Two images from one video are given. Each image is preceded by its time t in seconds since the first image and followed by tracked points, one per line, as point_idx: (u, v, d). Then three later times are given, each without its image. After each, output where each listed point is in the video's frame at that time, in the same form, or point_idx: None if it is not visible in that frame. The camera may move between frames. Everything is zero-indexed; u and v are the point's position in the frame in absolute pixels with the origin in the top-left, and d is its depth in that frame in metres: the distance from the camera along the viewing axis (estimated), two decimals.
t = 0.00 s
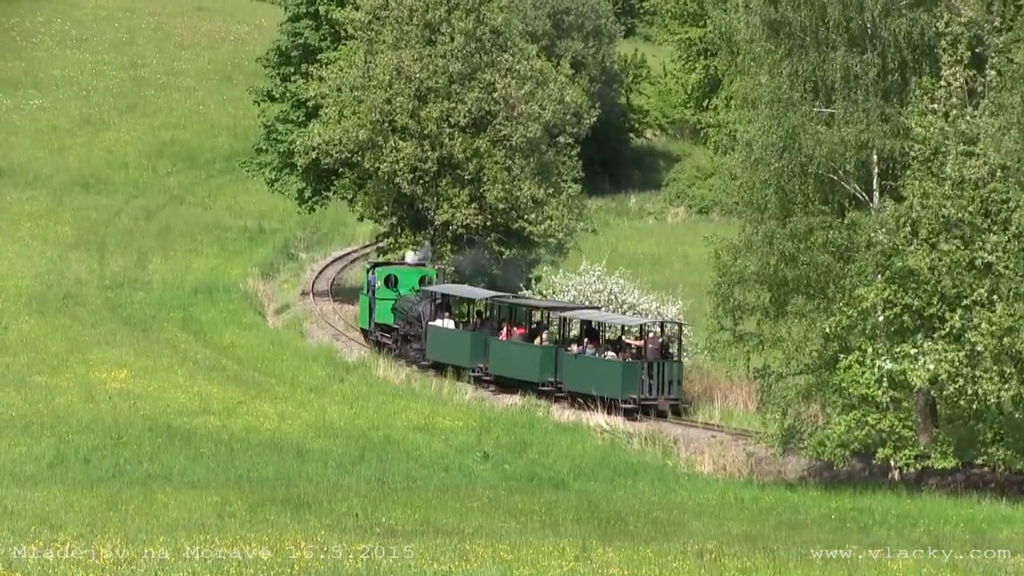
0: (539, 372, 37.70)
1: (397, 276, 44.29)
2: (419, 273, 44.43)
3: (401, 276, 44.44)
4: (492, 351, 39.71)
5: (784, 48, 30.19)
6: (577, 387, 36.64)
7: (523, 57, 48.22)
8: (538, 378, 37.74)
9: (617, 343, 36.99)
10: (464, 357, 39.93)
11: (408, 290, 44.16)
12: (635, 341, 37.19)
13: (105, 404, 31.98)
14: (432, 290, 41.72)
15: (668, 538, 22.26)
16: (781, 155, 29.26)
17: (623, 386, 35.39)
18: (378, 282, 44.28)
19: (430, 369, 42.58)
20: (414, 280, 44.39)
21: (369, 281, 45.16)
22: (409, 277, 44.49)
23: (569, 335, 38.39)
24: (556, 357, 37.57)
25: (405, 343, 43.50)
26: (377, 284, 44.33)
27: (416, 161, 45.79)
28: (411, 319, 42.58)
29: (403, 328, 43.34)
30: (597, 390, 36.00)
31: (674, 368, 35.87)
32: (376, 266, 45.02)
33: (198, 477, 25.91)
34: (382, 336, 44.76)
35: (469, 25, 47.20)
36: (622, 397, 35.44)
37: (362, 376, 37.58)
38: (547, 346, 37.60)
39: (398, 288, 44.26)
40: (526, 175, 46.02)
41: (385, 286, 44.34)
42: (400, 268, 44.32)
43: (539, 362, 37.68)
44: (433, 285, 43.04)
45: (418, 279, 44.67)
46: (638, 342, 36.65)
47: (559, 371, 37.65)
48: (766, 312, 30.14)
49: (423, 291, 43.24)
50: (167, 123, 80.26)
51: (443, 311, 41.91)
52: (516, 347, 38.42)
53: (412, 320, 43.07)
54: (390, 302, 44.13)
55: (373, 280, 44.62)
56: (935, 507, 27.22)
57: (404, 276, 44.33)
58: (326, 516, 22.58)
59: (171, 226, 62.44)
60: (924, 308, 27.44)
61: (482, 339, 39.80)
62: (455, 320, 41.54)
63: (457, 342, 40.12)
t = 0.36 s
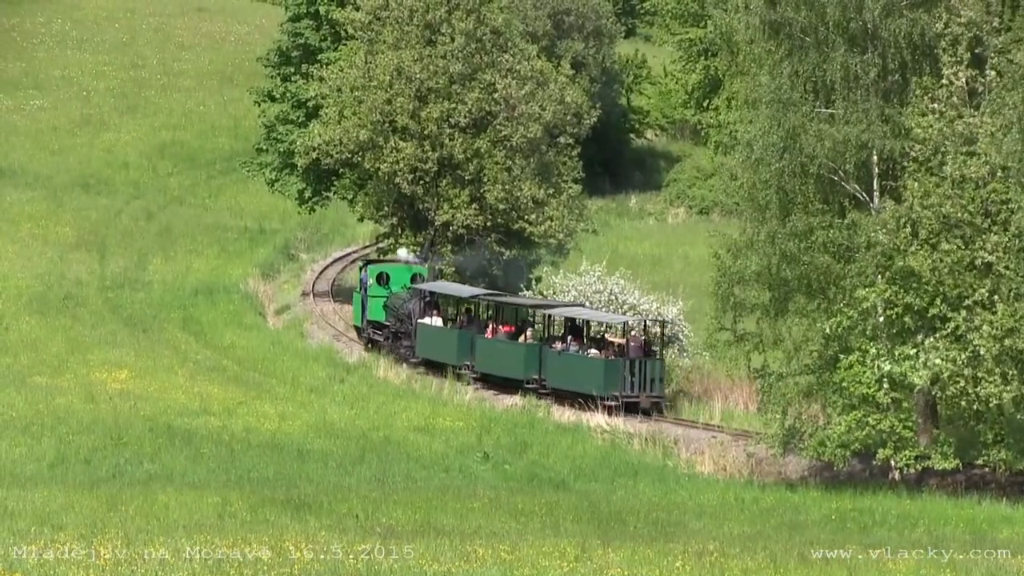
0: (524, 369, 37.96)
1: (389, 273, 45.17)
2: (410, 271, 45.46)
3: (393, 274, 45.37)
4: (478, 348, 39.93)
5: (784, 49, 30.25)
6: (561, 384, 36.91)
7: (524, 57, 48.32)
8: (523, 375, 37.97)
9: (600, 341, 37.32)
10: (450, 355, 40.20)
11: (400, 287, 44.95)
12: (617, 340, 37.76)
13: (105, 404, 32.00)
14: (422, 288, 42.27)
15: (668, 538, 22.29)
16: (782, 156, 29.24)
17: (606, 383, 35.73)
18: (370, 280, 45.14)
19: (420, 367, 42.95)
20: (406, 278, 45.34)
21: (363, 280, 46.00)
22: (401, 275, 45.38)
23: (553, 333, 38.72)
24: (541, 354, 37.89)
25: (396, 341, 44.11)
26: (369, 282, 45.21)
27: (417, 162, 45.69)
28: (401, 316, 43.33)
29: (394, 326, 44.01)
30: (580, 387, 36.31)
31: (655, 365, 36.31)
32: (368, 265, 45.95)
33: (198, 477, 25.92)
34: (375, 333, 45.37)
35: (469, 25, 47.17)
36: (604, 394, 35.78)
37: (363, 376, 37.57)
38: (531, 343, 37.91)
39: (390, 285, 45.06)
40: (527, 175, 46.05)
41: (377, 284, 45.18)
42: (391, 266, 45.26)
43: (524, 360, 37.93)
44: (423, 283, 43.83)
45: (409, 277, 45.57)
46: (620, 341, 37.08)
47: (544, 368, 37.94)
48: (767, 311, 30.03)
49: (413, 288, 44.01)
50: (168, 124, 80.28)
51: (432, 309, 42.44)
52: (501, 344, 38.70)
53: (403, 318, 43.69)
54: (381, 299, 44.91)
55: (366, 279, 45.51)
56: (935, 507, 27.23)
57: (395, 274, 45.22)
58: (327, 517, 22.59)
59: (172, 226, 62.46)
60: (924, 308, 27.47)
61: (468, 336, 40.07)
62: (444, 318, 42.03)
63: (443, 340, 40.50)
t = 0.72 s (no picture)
0: (510, 367, 38.44)
1: (381, 271, 44.97)
2: (403, 268, 45.16)
3: (385, 271, 45.13)
4: (466, 346, 40.14)
5: (784, 49, 30.25)
6: (546, 381, 37.49)
7: (524, 58, 48.43)
8: (508, 372, 38.46)
9: (584, 338, 37.85)
10: (438, 352, 40.50)
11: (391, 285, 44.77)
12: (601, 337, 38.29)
13: (105, 404, 32.01)
14: (412, 286, 42.09)
15: (669, 539, 22.30)
16: (783, 156, 29.32)
17: (588, 380, 36.22)
18: (362, 278, 45.06)
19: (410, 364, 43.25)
20: (398, 275, 45.08)
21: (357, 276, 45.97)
22: (393, 272, 45.10)
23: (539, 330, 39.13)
24: (526, 352, 38.31)
25: (388, 337, 44.28)
26: (362, 280, 45.14)
27: (417, 162, 45.63)
28: (392, 315, 43.20)
29: (385, 323, 44.10)
30: (564, 384, 36.83)
31: (638, 362, 36.67)
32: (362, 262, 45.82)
33: (199, 477, 25.93)
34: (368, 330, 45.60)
35: (470, 26, 47.13)
36: (587, 390, 36.29)
37: (363, 377, 37.56)
38: (517, 341, 38.43)
39: (381, 283, 44.92)
40: (528, 176, 46.07)
41: (370, 281, 45.09)
42: (383, 263, 45.01)
43: (509, 357, 38.43)
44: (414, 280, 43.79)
45: (402, 274, 45.30)
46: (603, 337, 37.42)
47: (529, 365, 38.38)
48: (767, 309, 29.94)
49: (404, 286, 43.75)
50: (169, 124, 80.30)
51: (422, 306, 42.35)
52: (488, 342, 39.09)
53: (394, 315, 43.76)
54: (373, 297, 44.88)
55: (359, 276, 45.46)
56: (936, 508, 27.22)
57: (387, 272, 44.98)
58: (327, 517, 22.58)
59: (173, 226, 62.48)
60: (925, 308, 27.47)
61: (457, 334, 40.23)
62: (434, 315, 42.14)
63: (432, 337, 40.75)
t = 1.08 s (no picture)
0: (495, 363, 38.70)
1: (372, 268, 45.66)
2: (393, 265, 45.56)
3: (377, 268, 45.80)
4: (453, 342, 40.41)
5: (783, 49, 30.25)
6: (530, 376, 37.77)
7: (524, 57, 48.44)
8: (493, 369, 38.69)
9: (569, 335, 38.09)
10: (426, 348, 40.80)
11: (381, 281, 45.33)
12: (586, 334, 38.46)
13: (105, 404, 31.97)
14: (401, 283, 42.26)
15: (669, 539, 22.27)
16: (782, 156, 29.31)
17: (571, 375, 36.57)
18: (354, 275, 45.82)
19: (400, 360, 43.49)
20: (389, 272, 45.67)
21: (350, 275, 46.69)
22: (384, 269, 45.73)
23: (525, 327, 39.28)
24: (511, 348, 38.57)
25: (379, 334, 44.42)
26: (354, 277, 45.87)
27: (417, 162, 45.60)
28: (383, 311, 43.48)
29: (375, 320, 44.29)
30: (547, 380, 37.19)
31: (620, 359, 37.12)
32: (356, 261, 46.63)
33: (199, 477, 25.91)
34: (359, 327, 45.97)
35: (469, 25, 47.10)
36: (570, 386, 36.63)
37: (363, 376, 37.51)
38: (503, 337, 38.67)
39: (372, 279, 45.51)
40: (528, 175, 46.11)
41: (361, 279, 45.78)
42: (374, 260, 45.78)
43: (495, 354, 38.68)
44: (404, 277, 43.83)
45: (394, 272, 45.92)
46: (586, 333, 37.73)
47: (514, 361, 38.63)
48: (767, 308, 29.90)
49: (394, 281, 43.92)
50: (168, 123, 80.27)
51: (411, 303, 42.49)
52: (473, 339, 39.29)
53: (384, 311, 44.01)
54: (364, 293, 45.47)
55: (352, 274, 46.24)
56: (936, 507, 27.20)
57: (378, 269, 45.61)
58: (327, 517, 22.56)
59: (172, 226, 62.46)
60: (924, 307, 27.52)
61: (444, 330, 40.51)
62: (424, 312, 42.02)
63: (420, 333, 40.99)
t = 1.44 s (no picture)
0: (482, 361, 38.75)
1: (366, 265, 45.97)
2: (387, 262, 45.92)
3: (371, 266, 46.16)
4: (442, 339, 40.57)
5: (785, 47, 30.43)
6: (516, 374, 37.80)
7: (524, 58, 48.46)
8: (480, 366, 38.76)
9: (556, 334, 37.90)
10: (416, 345, 41.09)
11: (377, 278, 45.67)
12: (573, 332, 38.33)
13: (106, 404, 31.96)
14: (393, 280, 42.57)
15: (670, 539, 22.26)
16: (783, 155, 29.49)
17: (556, 372, 36.61)
18: (349, 272, 45.98)
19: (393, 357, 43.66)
20: (384, 269, 46.10)
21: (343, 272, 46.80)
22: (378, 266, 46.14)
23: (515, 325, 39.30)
24: (498, 346, 38.62)
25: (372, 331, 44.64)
26: (348, 274, 46.03)
27: (418, 162, 45.65)
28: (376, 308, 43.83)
29: (369, 317, 44.58)
30: (532, 376, 37.23)
31: (605, 356, 37.08)
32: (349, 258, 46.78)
33: (200, 477, 25.92)
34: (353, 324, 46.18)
35: (470, 25, 47.06)
36: (555, 382, 36.68)
37: (364, 376, 37.49)
38: (490, 335, 38.72)
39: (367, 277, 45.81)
40: (528, 175, 46.01)
41: (355, 276, 46.00)
42: (369, 257, 46.08)
43: (481, 351, 38.73)
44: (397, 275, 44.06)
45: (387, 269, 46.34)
46: (572, 331, 37.67)
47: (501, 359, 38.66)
48: (769, 309, 30.05)
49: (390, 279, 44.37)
50: (169, 123, 80.24)
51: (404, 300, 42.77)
52: (461, 336, 39.42)
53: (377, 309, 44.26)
54: (359, 290, 45.73)
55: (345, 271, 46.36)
56: (938, 507, 27.17)
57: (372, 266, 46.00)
58: (328, 517, 22.55)
59: (173, 226, 62.46)
60: (926, 305, 27.47)
61: (433, 328, 40.69)
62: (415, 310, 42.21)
63: (410, 330, 41.25)
